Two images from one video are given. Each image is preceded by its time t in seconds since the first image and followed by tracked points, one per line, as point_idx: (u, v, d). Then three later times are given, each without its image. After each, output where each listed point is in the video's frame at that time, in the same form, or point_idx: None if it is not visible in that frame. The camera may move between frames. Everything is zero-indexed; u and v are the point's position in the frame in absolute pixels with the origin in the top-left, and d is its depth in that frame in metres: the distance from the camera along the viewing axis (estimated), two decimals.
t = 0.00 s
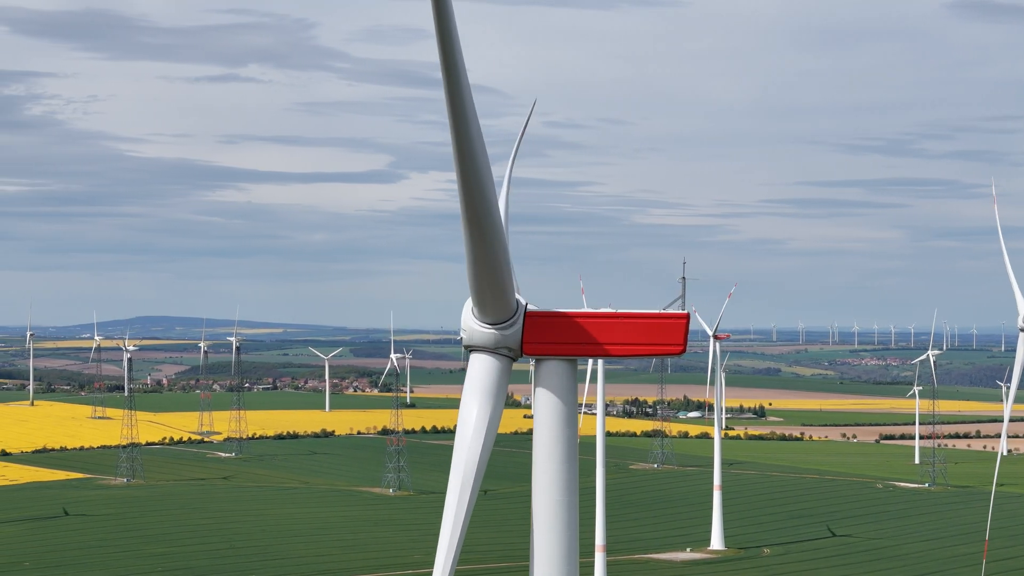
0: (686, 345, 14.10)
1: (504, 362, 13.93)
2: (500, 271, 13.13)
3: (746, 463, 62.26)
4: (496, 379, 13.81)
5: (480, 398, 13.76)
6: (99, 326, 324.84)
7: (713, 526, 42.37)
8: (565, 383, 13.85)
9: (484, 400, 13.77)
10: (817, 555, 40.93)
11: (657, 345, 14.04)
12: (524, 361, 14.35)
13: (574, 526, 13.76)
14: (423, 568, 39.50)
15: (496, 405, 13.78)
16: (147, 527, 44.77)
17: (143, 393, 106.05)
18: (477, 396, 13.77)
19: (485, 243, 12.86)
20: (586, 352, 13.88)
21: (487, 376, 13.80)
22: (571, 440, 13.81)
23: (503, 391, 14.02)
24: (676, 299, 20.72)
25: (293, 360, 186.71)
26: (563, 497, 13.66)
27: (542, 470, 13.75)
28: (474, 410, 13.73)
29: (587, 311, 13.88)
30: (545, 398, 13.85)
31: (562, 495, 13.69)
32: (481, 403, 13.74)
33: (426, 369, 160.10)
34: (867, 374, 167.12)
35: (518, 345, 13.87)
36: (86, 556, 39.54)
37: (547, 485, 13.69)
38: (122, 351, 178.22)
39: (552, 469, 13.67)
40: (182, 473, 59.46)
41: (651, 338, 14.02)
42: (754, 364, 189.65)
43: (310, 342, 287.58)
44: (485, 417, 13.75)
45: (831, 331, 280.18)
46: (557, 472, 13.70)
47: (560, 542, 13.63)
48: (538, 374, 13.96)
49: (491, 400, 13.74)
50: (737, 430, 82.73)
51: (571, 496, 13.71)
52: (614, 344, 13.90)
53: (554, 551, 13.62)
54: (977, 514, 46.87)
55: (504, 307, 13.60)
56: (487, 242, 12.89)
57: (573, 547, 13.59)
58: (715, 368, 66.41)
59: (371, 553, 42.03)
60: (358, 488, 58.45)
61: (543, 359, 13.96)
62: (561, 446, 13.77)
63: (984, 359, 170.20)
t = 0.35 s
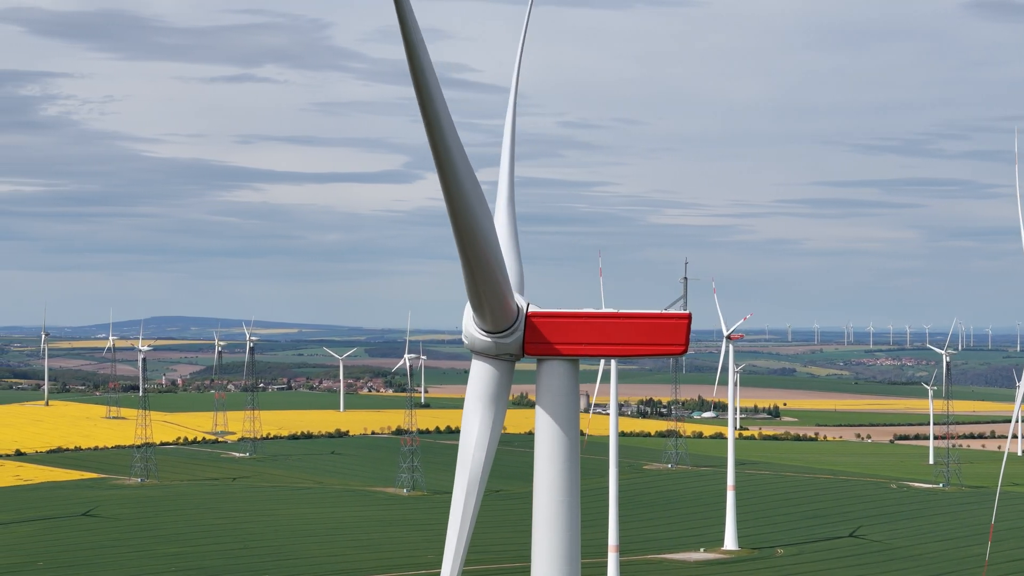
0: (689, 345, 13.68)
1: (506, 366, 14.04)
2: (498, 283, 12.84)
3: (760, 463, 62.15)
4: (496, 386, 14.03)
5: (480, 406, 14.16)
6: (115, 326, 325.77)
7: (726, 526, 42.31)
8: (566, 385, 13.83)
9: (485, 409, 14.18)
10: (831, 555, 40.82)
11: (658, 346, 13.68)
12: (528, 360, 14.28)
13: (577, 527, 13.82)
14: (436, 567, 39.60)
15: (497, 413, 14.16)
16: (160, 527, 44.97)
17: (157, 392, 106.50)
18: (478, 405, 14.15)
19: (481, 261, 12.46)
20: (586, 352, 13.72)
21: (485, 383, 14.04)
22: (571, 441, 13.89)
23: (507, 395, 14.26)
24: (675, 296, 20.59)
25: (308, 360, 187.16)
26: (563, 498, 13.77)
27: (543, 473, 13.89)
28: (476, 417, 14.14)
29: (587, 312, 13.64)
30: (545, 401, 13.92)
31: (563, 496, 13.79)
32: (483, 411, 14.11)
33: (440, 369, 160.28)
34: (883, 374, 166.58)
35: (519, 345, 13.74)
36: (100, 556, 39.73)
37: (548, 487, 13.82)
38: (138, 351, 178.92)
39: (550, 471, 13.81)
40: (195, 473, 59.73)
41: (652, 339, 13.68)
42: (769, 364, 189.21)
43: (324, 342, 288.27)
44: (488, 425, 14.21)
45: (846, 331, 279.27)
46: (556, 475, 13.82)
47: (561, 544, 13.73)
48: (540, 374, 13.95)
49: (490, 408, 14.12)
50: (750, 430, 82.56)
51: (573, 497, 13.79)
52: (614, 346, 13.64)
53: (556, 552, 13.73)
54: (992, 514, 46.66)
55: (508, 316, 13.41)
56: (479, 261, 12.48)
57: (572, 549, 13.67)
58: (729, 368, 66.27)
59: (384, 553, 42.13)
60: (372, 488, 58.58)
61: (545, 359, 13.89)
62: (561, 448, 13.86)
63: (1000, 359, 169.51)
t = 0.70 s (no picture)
0: (690, 345, 13.74)
1: (506, 369, 14.03)
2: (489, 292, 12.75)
3: (774, 463, 62.05)
4: (497, 388, 14.02)
5: (481, 407, 14.23)
6: (128, 326, 326.67)
7: (739, 526, 42.24)
8: (568, 385, 13.90)
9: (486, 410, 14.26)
10: (844, 555, 40.71)
11: (661, 345, 13.73)
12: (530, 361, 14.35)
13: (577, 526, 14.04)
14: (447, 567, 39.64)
15: (498, 415, 14.24)
16: (173, 527, 45.09)
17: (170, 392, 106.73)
18: (479, 406, 14.23)
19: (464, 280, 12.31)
20: (588, 351, 13.76)
21: (486, 385, 14.04)
22: (571, 441, 14.04)
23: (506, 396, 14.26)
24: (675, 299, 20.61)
25: (322, 360, 187.26)
26: (566, 499, 13.95)
27: (545, 472, 14.04)
28: (477, 417, 14.24)
29: (588, 312, 13.62)
30: (547, 403, 14.02)
31: (566, 495, 13.99)
32: (484, 413, 14.19)
33: (453, 369, 160.19)
34: (897, 374, 165.79)
35: (520, 342, 13.69)
36: (113, 556, 39.85)
37: (549, 488, 14.00)
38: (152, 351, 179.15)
39: (553, 473, 13.95)
40: (208, 473, 59.95)
41: (654, 339, 13.73)
42: (783, 364, 188.44)
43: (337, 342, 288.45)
44: (490, 426, 14.33)
45: (861, 330, 278.14)
46: (559, 476, 13.99)
47: (562, 544, 13.93)
48: (544, 373, 14.04)
49: (492, 409, 14.18)
50: (764, 430, 82.34)
51: (574, 497, 13.98)
52: (615, 345, 13.64)
53: (557, 552, 13.92)
54: (1005, 514, 46.45)
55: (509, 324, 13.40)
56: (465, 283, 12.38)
57: (574, 550, 13.88)
58: (743, 368, 66.12)
59: (397, 552, 42.20)
60: (385, 488, 58.66)
61: (549, 359, 13.94)
62: (562, 449, 14.00)
63: (1015, 359, 168.44)
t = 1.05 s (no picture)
0: (689, 346, 12.83)
1: (503, 370, 13.45)
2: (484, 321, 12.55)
3: (786, 463, 61.79)
4: (497, 386, 13.49)
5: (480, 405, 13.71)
6: (142, 326, 328.48)
7: (750, 526, 42.11)
8: (566, 381, 12.98)
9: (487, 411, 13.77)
10: (855, 555, 40.56)
11: (659, 345, 12.82)
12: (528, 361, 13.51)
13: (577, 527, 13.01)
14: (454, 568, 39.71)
15: (497, 413, 13.65)
16: (184, 527, 45.17)
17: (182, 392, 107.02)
18: (478, 406, 13.69)
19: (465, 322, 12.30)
20: (587, 352, 12.86)
21: (481, 383, 13.56)
22: (570, 436, 13.04)
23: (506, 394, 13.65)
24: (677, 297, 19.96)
25: (335, 360, 187.74)
26: (564, 498, 12.96)
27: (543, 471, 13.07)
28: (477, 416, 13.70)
29: (588, 312, 12.76)
30: (548, 399, 13.06)
31: (565, 494, 12.98)
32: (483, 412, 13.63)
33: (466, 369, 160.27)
34: (910, 374, 165.46)
35: (519, 345, 12.94)
36: (124, 556, 39.95)
37: (546, 487, 13.02)
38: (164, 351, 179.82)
39: (551, 471, 12.97)
40: (220, 473, 60.08)
41: (652, 338, 12.83)
42: (796, 364, 188.16)
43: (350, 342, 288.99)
44: (491, 425, 13.78)
45: (872, 330, 277.92)
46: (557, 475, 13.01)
47: (560, 545, 12.93)
48: (542, 375, 13.09)
49: (490, 407, 13.63)
50: (775, 430, 82.12)
51: (573, 497, 12.97)
52: (617, 346, 12.78)
53: (556, 555, 12.94)
54: (1017, 515, 46.24)
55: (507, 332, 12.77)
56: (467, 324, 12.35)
57: (572, 552, 12.84)
58: (754, 368, 65.86)
59: (407, 552, 42.24)
60: (397, 488, 58.64)
61: (546, 359, 13.05)
62: (560, 444, 13.04)
63: None
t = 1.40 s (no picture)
0: (689, 346, 11.55)
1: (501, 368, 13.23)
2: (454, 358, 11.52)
3: (798, 463, 61.60)
4: (499, 379, 13.27)
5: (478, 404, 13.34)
6: (155, 327, 330.53)
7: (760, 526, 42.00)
8: (565, 377, 11.70)
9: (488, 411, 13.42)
10: (866, 555, 40.42)
11: (657, 346, 11.60)
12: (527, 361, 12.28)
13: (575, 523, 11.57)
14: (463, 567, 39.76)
15: (497, 411, 13.36)
16: (194, 527, 45.22)
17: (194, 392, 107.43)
18: (478, 402, 13.34)
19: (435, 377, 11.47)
20: (583, 353, 11.59)
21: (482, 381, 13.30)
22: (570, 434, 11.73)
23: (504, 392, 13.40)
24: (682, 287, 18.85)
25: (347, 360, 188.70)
26: (559, 489, 11.57)
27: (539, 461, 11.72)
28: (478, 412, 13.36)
29: (585, 309, 11.60)
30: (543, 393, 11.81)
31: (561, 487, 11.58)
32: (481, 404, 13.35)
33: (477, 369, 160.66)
34: (921, 374, 165.40)
35: (517, 347, 11.79)
36: (134, 556, 40.06)
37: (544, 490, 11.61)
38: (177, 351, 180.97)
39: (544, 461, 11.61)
40: (231, 473, 60.25)
41: (651, 339, 11.63)
42: (807, 364, 188.30)
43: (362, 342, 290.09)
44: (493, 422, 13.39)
45: (883, 330, 278.19)
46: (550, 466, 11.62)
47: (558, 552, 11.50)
48: (537, 376, 11.80)
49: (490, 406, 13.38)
50: (786, 430, 81.98)
51: (573, 502, 11.55)
52: (616, 349, 11.61)
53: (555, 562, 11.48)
54: None
55: (505, 340, 11.67)
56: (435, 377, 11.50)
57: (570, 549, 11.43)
58: (765, 367, 65.60)
59: (416, 552, 42.28)
60: (407, 488, 58.62)
61: (542, 359, 11.78)
62: (562, 442, 11.68)
63: None
